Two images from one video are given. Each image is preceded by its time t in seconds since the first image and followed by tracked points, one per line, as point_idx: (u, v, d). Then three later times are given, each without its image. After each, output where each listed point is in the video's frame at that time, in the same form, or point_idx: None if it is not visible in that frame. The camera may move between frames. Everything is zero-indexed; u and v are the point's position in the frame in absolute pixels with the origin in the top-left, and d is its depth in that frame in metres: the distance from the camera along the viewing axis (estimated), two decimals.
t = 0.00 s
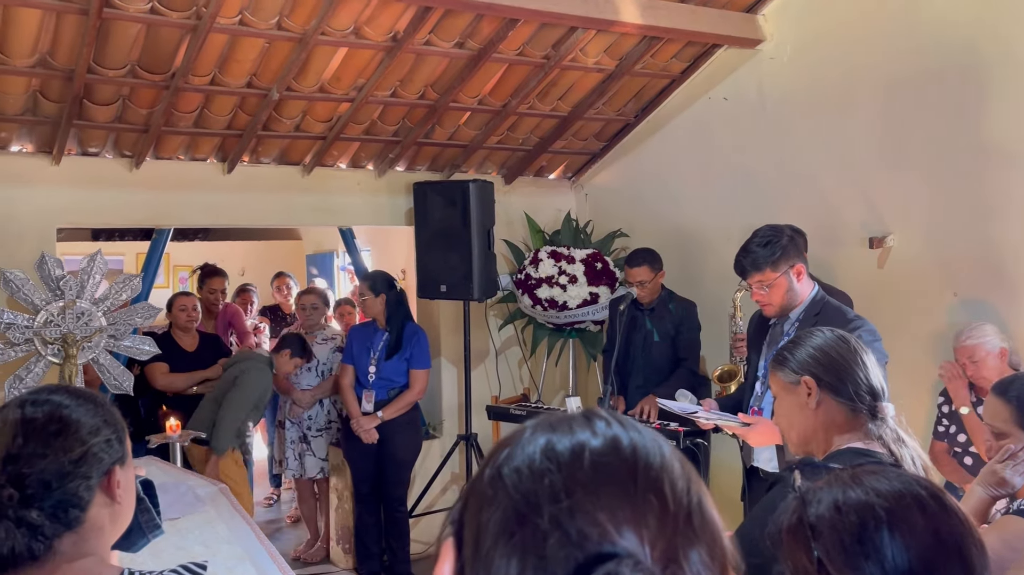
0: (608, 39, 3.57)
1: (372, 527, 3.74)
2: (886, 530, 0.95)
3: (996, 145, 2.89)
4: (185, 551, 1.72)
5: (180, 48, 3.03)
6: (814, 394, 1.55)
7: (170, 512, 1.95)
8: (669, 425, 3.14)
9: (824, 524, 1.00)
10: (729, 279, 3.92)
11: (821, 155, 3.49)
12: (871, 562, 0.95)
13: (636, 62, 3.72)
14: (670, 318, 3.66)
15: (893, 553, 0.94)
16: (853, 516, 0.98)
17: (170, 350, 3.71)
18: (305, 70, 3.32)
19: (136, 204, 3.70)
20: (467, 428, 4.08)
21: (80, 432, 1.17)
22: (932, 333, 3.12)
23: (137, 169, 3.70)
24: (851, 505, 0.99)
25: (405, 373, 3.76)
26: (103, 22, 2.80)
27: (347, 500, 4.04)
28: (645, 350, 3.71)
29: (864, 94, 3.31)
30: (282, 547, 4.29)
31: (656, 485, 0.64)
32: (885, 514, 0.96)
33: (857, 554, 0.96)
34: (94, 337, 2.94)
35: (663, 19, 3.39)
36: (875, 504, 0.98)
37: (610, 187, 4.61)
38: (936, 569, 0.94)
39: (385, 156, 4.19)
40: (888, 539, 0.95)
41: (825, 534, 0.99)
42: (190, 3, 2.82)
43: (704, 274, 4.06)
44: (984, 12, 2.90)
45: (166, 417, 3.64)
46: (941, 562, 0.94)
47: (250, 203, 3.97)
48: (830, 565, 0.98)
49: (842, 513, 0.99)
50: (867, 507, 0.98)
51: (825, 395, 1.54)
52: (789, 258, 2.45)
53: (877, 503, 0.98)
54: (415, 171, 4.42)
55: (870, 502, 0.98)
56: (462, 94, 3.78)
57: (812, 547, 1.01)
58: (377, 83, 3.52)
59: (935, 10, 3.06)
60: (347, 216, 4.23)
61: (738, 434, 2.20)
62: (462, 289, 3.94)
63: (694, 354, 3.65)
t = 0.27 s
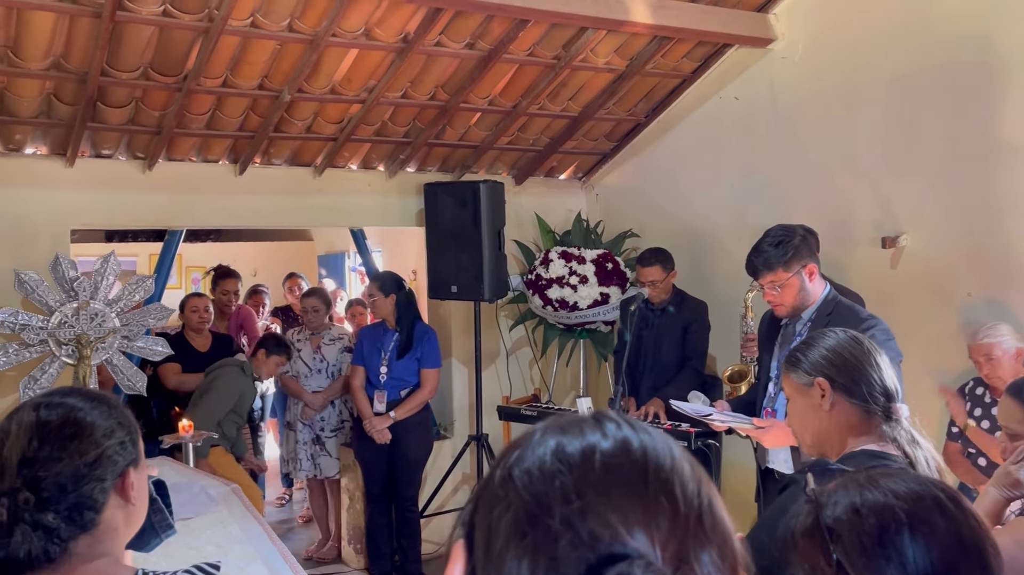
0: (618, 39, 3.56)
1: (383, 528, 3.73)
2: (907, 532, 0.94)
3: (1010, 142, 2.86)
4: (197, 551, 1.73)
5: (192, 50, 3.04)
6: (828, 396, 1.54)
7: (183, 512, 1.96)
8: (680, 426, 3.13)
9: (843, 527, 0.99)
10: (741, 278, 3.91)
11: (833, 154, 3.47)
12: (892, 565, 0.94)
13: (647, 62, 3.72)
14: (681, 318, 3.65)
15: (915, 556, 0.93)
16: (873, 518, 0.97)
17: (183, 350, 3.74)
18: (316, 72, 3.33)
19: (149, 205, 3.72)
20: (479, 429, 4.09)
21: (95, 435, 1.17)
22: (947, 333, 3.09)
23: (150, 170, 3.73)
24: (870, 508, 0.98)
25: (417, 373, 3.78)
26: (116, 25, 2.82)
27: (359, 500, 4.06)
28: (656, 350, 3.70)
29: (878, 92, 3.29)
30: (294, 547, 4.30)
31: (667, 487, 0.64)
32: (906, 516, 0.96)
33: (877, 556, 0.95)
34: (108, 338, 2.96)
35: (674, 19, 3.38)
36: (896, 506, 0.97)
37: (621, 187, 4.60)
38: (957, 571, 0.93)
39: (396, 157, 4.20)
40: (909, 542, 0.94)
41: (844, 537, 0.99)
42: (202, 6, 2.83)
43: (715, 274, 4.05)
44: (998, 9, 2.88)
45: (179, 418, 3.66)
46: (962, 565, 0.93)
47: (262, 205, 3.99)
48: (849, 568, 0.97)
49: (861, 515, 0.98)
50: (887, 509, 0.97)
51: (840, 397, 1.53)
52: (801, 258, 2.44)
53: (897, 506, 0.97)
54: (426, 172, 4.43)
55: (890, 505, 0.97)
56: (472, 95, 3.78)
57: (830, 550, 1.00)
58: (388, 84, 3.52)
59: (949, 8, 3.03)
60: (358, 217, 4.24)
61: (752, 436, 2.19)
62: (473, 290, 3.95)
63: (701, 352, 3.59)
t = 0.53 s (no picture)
0: (626, 39, 3.55)
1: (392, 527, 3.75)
2: (907, 533, 0.94)
3: (1020, 139, 2.84)
4: (202, 550, 1.74)
5: (200, 52, 3.06)
6: (839, 394, 1.53)
7: (190, 512, 1.97)
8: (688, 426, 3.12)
9: (842, 528, 0.99)
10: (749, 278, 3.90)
11: (842, 153, 3.46)
12: (892, 566, 0.93)
13: (655, 61, 3.71)
14: (689, 318, 3.64)
15: (914, 557, 0.92)
16: (871, 519, 0.96)
17: (192, 351, 3.76)
18: (323, 73, 3.33)
19: (159, 207, 3.75)
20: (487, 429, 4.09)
21: (95, 436, 1.18)
22: (957, 332, 3.07)
23: (159, 172, 3.75)
24: (869, 509, 0.98)
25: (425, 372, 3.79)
26: (124, 27, 2.84)
27: (368, 500, 4.07)
28: (664, 351, 3.69)
29: (887, 91, 3.27)
30: (303, 547, 4.32)
31: (658, 488, 0.64)
32: (906, 517, 0.95)
33: (876, 558, 0.94)
34: (117, 338, 2.98)
35: (681, 18, 3.38)
36: (895, 508, 0.96)
37: (629, 187, 4.59)
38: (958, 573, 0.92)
39: (404, 158, 4.21)
40: (909, 543, 0.93)
41: (842, 538, 0.98)
42: (210, 8, 2.84)
43: (723, 274, 4.04)
44: (1008, 6, 2.86)
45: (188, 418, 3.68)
46: (963, 566, 0.92)
47: (271, 205, 4.00)
48: (848, 570, 0.97)
49: (859, 516, 0.98)
50: (886, 510, 0.96)
51: (851, 396, 1.52)
52: (808, 259, 2.43)
53: (897, 507, 0.96)
54: (434, 173, 4.44)
55: (889, 506, 0.97)
56: (480, 96, 3.79)
57: (828, 551, 1.00)
58: (396, 85, 3.53)
59: (958, 5, 3.02)
60: (365, 218, 4.25)
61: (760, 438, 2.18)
62: (480, 291, 3.95)
63: (707, 353, 3.59)
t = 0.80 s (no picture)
0: (629, 38, 3.55)
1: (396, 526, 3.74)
2: (890, 533, 0.93)
3: None
4: (204, 550, 1.75)
5: (203, 53, 3.06)
6: (839, 394, 1.53)
7: (193, 512, 1.98)
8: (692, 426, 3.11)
9: (824, 528, 0.98)
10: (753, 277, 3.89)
11: (846, 151, 3.45)
12: (874, 566, 0.92)
13: (658, 60, 3.70)
14: (693, 317, 3.64)
15: (896, 558, 0.92)
16: (854, 520, 0.96)
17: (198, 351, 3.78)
18: (327, 73, 3.34)
19: (163, 207, 3.76)
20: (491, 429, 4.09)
21: (83, 437, 1.18)
22: (962, 331, 3.06)
23: (164, 172, 3.76)
24: (852, 509, 0.97)
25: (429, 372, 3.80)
26: (127, 29, 2.85)
27: (372, 500, 4.08)
28: (667, 351, 3.69)
29: (891, 88, 3.26)
30: (308, 546, 4.33)
31: (629, 488, 0.64)
32: (888, 518, 0.95)
33: (858, 558, 0.94)
34: (122, 339, 2.99)
35: (684, 17, 3.37)
36: (878, 508, 0.96)
37: (634, 186, 4.58)
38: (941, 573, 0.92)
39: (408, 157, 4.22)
40: (891, 544, 0.93)
41: (825, 538, 0.97)
42: (212, 10, 2.85)
43: (727, 273, 4.03)
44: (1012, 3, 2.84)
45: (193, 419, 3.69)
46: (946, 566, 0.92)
47: (275, 206, 4.01)
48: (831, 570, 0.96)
49: (842, 517, 0.97)
50: (869, 510, 0.96)
51: (851, 396, 1.52)
52: (809, 259, 2.42)
53: (879, 507, 0.96)
54: (438, 172, 4.44)
55: (872, 506, 0.96)
56: (483, 95, 3.79)
57: (811, 551, 0.98)
58: (399, 85, 3.53)
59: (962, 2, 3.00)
60: (369, 218, 4.26)
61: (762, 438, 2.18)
62: (485, 290, 3.95)
63: (711, 353, 3.59)
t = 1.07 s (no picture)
0: (630, 36, 3.54)
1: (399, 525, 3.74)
2: (863, 530, 0.93)
3: None
4: (203, 549, 1.76)
5: (204, 53, 3.07)
6: (839, 392, 1.52)
7: (194, 511, 1.99)
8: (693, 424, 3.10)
9: (799, 525, 0.98)
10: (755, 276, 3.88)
11: (848, 149, 3.44)
12: (847, 563, 0.92)
13: (660, 58, 3.69)
14: (695, 316, 3.64)
15: (869, 555, 0.92)
16: (829, 517, 0.96)
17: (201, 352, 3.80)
18: (327, 73, 3.35)
19: (166, 208, 3.77)
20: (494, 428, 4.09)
21: (66, 433, 1.19)
22: (965, 329, 3.05)
23: (166, 173, 3.77)
24: (826, 506, 0.97)
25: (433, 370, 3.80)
26: (128, 29, 2.86)
27: (376, 499, 4.10)
28: (669, 349, 3.68)
29: (892, 85, 3.25)
30: (312, 545, 4.34)
31: (593, 485, 0.64)
32: (862, 514, 0.94)
33: (833, 555, 0.93)
34: (125, 338, 3.01)
35: (684, 15, 3.37)
36: (852, 504, 0.95)
37: (636, 185, 4.58)
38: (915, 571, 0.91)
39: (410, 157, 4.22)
40: (864, 541, 0.92)
41: (800, 536, 0.97)
42: (212, 10, 2.85)
43: (729, 272, 4.02)
44: None
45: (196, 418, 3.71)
46: (919, 563, 0.92)
47: (278, 205, 4.02)
48: (806, 568, 0.96)
49: (817, 514, 0.97)
50: (843, 508, 0.96)
51: (852, 395, 1.51)
52: (810, 257, 2.42)
53: (854, 504, 0.96)
54: (441, 172, 4.45)
55: (846, 503, 0.96)
56: (484, 94, 3.79)
57: (786, 549, 0.99)
58: (400, 84, 3.54)
59: None
60: (371, 217, 4.27)
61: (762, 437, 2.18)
62: (487, 289, 3.95)
63: (713, 352, 3.58)
